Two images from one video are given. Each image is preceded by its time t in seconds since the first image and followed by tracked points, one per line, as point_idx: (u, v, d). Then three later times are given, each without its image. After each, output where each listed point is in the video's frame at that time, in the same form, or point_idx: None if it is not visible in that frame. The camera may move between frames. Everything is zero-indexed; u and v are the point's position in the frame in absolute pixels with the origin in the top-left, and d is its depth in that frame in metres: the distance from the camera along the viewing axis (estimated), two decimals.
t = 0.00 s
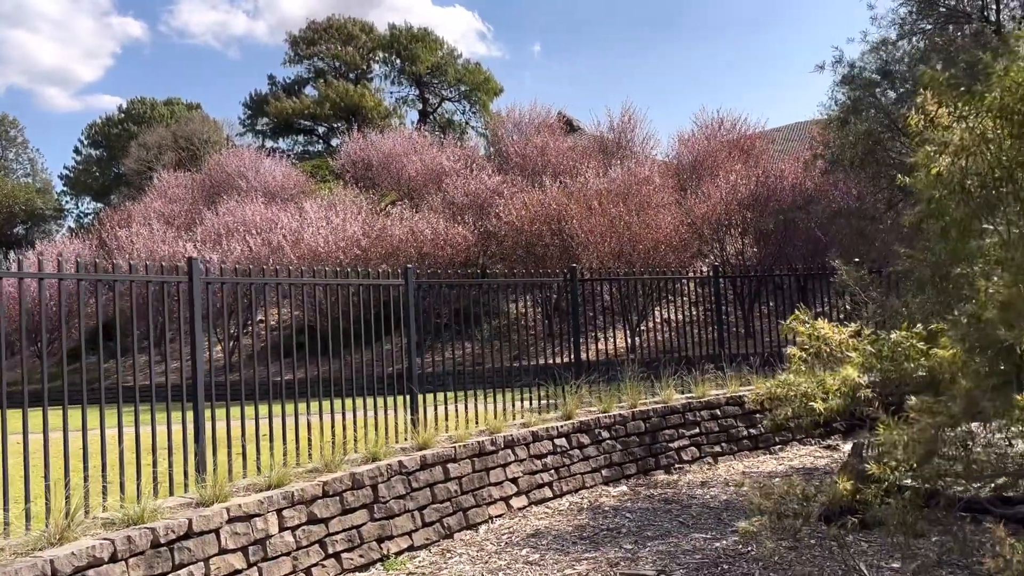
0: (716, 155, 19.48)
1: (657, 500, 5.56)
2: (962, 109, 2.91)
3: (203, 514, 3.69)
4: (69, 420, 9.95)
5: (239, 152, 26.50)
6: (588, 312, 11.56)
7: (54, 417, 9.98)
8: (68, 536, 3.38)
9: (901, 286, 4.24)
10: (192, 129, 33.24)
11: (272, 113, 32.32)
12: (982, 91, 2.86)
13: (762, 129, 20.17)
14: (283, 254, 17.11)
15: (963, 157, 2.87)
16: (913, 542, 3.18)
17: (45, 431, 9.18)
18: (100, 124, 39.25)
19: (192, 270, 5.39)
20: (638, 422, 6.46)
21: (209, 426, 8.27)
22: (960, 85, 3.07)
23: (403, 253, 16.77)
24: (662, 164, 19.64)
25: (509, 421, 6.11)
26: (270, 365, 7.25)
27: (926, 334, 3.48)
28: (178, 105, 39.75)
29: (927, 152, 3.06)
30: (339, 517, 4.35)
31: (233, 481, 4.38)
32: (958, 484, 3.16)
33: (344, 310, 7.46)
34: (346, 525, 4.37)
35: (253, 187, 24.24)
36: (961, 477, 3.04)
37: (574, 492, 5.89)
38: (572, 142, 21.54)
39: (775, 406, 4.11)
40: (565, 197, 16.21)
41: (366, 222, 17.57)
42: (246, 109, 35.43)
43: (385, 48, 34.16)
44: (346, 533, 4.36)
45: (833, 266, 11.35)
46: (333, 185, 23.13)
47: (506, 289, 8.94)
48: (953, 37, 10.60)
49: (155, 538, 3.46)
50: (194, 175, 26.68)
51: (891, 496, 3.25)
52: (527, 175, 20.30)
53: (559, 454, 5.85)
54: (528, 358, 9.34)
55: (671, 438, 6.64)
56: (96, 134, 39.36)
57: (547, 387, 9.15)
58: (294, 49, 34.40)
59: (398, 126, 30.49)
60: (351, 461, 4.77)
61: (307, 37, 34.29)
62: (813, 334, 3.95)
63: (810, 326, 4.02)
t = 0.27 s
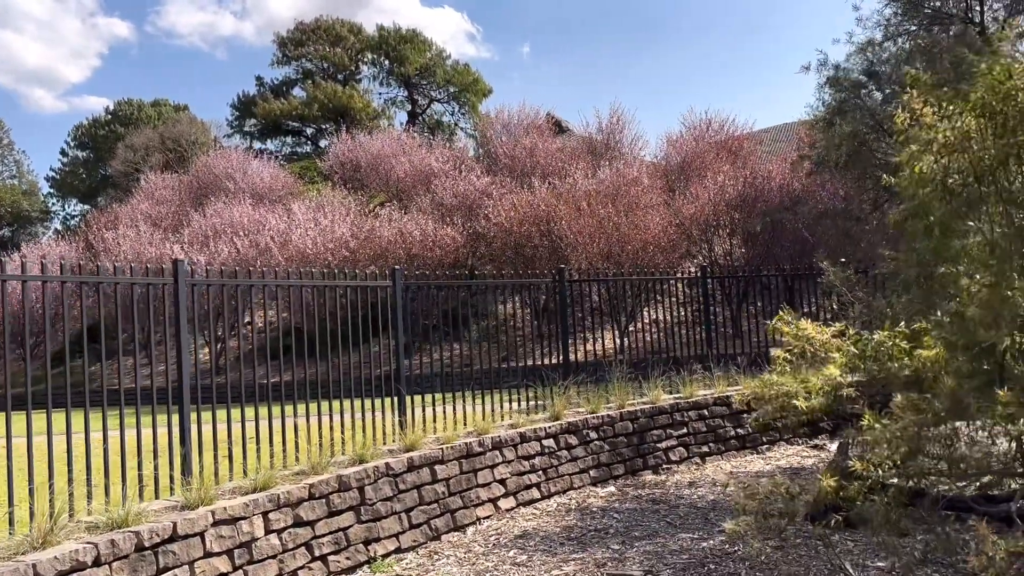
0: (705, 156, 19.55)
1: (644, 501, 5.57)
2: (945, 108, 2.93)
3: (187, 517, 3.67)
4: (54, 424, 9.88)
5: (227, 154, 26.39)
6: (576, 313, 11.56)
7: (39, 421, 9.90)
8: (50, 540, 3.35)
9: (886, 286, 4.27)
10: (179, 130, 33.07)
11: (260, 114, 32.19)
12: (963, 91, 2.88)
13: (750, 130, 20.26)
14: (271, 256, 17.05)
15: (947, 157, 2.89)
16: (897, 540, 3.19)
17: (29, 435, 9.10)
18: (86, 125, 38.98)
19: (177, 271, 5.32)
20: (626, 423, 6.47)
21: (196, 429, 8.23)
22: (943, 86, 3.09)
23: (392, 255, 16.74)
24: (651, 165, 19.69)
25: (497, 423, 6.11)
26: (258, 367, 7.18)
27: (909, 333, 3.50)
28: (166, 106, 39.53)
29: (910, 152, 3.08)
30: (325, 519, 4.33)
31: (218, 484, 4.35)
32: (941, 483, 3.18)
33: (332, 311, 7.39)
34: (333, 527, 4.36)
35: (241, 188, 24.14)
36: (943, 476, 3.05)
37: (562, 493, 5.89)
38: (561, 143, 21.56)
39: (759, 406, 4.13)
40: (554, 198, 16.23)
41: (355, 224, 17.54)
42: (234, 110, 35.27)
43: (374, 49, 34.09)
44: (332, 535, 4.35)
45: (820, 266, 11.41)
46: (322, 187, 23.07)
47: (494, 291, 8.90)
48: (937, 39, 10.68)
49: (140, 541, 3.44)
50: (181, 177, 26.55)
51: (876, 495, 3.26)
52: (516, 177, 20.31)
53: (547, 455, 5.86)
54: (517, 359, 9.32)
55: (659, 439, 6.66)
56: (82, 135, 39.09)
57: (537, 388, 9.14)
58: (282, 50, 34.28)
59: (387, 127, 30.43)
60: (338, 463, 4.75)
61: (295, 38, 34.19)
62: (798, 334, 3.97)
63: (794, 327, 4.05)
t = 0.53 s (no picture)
0: (696, 158, 19.60)
1: (636, 502, 5.58)
2: (932, 111, 2.94)
3: (178, 520, 3.66)
4: (44, 427, 9.82)
5: (217, 155, 26.29)
6: (568, 314, 11.56)
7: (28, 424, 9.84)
8: (39, 544, 3.33)
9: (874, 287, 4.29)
10: (169, 131, 32.93)
11: (251, 115, 32.08)
12: (949, 94, 2.90)
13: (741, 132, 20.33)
14: (262, 258, 16.99)
15: (932, 158, 2.93)
16: (887, 539, 3.21)
17: (18, 438, 9.04)
18: (76, 126, 38.76)
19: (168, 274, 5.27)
20: (617, 424, 6.48)
21: (186, 432, 8.20)
22: (928, 88, 3.11)
23: (383, 256, 16.71)
24: (643, 167, 19.72)
25: (488, 424, 6.11)
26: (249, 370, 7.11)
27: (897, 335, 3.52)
28: (156, 107, 39.34)
29: (897, 155, 3.09)
30: (317, 521, 4.32)
31: (209, 487, 4.34)
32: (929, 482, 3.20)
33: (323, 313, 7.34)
34: (324, 529, 4.35)
35: (231, 190, 24.06)
36: (933, 476, 3.07)
37: (554, 494, 5.90)
38: (553, 144, 21.58)
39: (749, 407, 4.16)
40: (547, 200, 16.24)
41: (347, 225, 17.50)
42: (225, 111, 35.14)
43: (365, 50, 34.03)
44: (324, 538, 4.34)
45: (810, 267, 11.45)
46: (313, 188, 23.01)
47: (486, 292, 8.86)
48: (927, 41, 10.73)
49: (130, 544, 3.42)
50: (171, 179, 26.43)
51: (865, 497, 3.27)
52: (508, 178, 20.32)
53: (539, 457, 5.86)
54: (509, 360, 9.30)
55: (650, 440, 6.68)
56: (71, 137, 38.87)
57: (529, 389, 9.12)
58: (274, 51, 34.18)
59: (379, 129, 30.38)
60: (329, 465, 4.74)
61: (286, 39, 34.10)
62: (786, 335, 3.99)
63: (783, 328, 4.07)
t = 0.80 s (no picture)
0: (692, 160, 19.63)
1: (632, 504, 5.58)
2: (926, 115, 2.95)
3: (173, 522, 3.65)
4: (40, 428, 9.81)
5: (214, 156, 26.26)
6: (565, 315, 11.55)
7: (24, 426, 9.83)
8: (34, 546, 3.33)
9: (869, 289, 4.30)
10: (166, 133, 32.89)
11: (248, 116, 32.05)
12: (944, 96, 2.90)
13: (738, 134, 20.36)
14: (259, 260, 16.98)
15: (926, 161, 2.94)
16: (882, 541, 3.21)
17: (13, 440, 9.02)
18: (72, 128, 38.70)
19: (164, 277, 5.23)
20: (614, 426, 6.48)
21: (182, 433, 8.19)
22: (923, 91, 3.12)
23: (380, 258, 16.70)
24: (639, 169, 19.74)
25: (485, 426, 6.12)
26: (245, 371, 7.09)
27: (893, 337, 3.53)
28: (153, 109, 39.32)
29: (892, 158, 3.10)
30: (312, 523, 4.32)
31: (204, 489, 4.33)
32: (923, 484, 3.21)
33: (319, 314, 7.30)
34: (320, 531, 4.35)
35: (228, 191, 24.04)
36: (928, 478, 3.08)
37: (550, 496, 5.90)
38: (550, 146, 21.60)
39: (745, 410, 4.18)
40: (544, 202, 16.25)
41: (344, 227, 17.48)
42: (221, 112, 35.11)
43: (362, 51, 34.02)
44: (319, 540, 4.33)
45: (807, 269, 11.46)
46: (311, 190, 23.00)
47: (483, 293, 8.84)
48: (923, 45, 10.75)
49: (124, 547, 3.42)
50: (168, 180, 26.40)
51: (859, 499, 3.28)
52: (505, 180, 20.33)
53: (536, 458, 5.87)
54: (506, 362, 9.28)
55: (646, 441, 6.68)
56: (68, 138, 38.81)
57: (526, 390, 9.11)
58: (271, 53, 34.16)
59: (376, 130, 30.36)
60: (326, 467, 4.74)
61: (283, 40, 34.08)
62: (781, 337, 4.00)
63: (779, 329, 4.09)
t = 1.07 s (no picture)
0: (694, 163, 19.63)
1: (633, 507, 5.58)
2: (928, 120, 2.95)
3: (174, 525, 3.66)
4: (42, 430, 9.82)
5: (217, 159, 26.30)
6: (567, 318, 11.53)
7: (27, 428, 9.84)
8: (35, 548, 3.33)
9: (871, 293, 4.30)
10: (169, 135, 32.95)
11: (250, 119, 32.11)
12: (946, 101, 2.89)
13: (740, 138, 20.37)
14: (261, 262, 17.00)
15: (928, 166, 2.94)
16: (883, 546, 3.21)
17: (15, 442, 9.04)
18: (75, 130, 38.79)
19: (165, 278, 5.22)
20: (615, 430, 6.48)
21: (184, 436, 8.20)
22: (924, 95, 3.12)
23: (382, 261, 16.71)
24: (642, 172, 19.74)
25: (486, 429, 6.12)
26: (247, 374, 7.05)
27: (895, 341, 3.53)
28: (156, 111, 39.39)
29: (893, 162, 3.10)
30: (313, 526, 4.32)
31: (206, 491, 4.33)
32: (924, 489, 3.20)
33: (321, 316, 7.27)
34: (321, 534, 4.35)
35: (231, 194, 24.08)
36: (929, 483, 3.07)
37: (551, 499, 5.90)
38: (552, 149, 21.62)
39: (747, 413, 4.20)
40: (546, 205, 16.26)
41: (346, 229, 17.50)
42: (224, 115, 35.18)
43: (365, 55, 34.08)
44: (320, 543, 4.34)
45: (808, 273, 11.46)
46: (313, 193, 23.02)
47: (485, 295, 8.81)
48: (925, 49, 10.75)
49: (126, 549, 3.42)
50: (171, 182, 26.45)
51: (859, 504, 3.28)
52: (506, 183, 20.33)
53: (537, 462, 5.87)
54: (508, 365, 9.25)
55: (648, 445, 6.67)
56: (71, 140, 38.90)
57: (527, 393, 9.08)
58: (274, 55, 34.22)
59: (378, 133, 30.40)
60: (327, 470, 4.74)
61: (286, 43, 34.15)
62: (784, 340, 4.01)
63: (782, 332, 4.09)
